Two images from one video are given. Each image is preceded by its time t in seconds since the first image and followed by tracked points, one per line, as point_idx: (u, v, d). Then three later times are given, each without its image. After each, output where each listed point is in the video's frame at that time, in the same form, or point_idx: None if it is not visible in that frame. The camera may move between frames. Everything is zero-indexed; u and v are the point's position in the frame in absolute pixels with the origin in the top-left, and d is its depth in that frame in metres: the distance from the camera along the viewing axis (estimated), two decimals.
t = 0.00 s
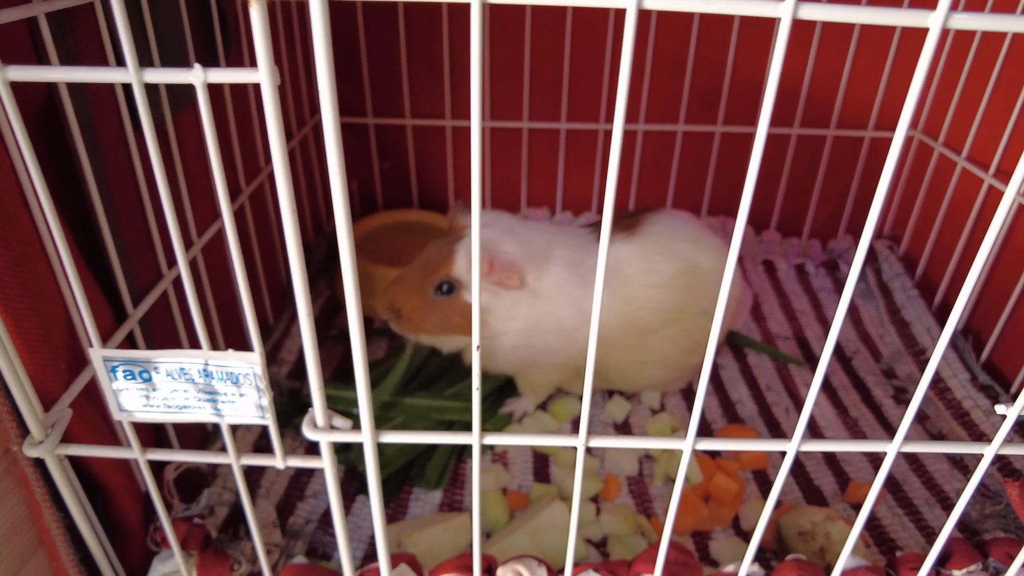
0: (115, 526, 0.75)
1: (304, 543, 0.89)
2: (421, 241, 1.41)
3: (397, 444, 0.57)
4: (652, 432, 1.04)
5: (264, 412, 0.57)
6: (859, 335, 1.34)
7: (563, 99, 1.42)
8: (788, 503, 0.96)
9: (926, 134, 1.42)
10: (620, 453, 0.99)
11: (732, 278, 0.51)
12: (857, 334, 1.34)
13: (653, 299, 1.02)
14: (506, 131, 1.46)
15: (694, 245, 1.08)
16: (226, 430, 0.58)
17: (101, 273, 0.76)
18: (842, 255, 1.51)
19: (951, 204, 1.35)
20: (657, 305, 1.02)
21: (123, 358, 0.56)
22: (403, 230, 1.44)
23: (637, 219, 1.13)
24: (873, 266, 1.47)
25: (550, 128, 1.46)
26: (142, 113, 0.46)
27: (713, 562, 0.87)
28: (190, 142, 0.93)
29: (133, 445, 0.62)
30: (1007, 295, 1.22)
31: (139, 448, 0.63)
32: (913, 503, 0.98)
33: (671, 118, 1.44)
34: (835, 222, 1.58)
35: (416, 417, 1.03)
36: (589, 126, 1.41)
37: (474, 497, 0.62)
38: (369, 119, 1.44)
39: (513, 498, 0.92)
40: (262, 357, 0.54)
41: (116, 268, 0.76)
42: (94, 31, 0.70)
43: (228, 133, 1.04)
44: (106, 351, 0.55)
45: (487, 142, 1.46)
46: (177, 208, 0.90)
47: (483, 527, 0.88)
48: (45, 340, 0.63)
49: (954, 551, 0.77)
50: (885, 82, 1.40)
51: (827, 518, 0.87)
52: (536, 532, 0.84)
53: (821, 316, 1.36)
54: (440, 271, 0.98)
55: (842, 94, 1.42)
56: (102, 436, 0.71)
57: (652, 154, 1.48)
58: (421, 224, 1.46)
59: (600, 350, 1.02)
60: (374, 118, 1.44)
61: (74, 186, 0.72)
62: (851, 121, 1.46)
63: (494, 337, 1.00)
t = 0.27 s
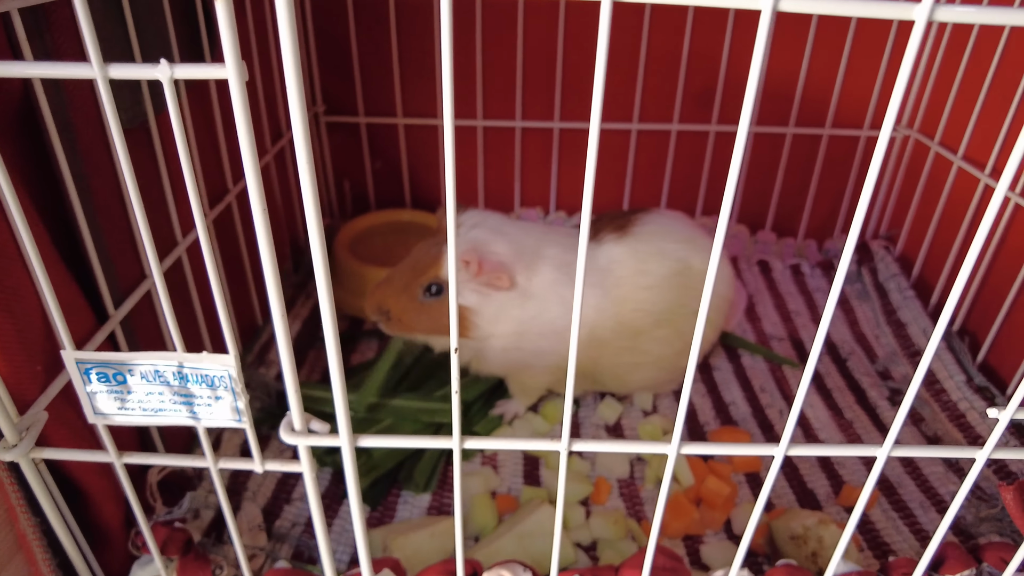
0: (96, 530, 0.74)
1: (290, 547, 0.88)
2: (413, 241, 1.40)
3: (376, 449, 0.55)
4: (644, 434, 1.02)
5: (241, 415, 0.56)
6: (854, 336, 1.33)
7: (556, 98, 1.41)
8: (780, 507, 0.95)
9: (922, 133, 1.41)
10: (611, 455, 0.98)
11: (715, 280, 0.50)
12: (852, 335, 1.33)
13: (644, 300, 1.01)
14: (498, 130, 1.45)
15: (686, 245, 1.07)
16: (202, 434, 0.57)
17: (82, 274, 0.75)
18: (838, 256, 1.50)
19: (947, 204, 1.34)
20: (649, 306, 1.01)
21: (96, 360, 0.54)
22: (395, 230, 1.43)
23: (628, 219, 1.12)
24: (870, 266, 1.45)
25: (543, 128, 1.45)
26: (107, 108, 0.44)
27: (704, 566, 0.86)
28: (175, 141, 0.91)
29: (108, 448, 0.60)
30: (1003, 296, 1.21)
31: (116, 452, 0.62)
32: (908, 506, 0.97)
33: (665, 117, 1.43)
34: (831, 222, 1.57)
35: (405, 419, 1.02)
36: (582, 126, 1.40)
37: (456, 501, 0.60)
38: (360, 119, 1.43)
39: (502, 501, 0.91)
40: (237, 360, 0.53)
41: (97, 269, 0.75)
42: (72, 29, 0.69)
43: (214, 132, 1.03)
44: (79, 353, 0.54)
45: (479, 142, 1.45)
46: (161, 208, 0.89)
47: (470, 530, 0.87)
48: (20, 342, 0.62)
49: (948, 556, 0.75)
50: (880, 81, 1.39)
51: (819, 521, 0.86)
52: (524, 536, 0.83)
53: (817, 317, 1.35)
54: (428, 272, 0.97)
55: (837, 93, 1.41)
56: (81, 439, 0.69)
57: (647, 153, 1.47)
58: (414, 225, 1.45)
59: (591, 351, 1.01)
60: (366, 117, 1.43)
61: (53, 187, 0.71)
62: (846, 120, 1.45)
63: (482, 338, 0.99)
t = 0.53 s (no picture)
0: (83, 527, 0.73)
1: (281, 544, 0.87)
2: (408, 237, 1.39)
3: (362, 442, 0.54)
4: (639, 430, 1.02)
5: (226, 408, 0.55)
6: (851, 332, 1.32)
7: (552, 94, 1.40)
8: (776, 503, 0.94)
9: (920, 130, 1.40)
10: (606, 452, 0.97)
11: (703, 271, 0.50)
12: (849, 331, 1.32)
13: (638, 296, 1.00)
14: (494, 126, 1.44)
15: (681, 241, 1.06)
16: (187, 427, 0.56)
17: (69, 268, 0.74)
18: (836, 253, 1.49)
19: (944, 200, 1.33)
20: (643, 303, 1.00)
21: (79, 352, 0.54)
22: (390, 227, 1.42)
23: (622, 214, 1.11)
24: (867, 263, 1.44)
25: (539, 124, 1.44)
26: (85, 96, 0.44)
27: (698, 563, 0.85)
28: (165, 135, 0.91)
29: (93, 443, 0.60)
30: (1001, 292, 1.20)
31: (101, 446, 0.61)
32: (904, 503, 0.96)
33: (661, 113, 1.43)
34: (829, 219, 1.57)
35: (399, 415, 1.01)
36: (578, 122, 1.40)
37: (445, 496, 0.60)
38: (355, 115, 1.43)
39: (494, 498, 0.90)
40: (221, 351, 0.52)
41: (84, 262, 0.74)
42: (59, 19, 0.68)
43: (206, 127, 1.02)
44: (61, 345, 0.53)
45: (475, 138, 1.45)
46: (151, 202, 0.88)
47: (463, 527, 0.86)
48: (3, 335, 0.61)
49: (944, 552, 0.74)
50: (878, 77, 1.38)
51: (815, 518, 0.85)
52: (517, 533, 0.82)
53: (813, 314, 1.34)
54: (420, 267, 0.97)
55: (834, 89, 1.40)
56: (67, 434, 0.69)
57: (643, 149, 1.47)
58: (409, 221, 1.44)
59: (585, 348, 1.00)
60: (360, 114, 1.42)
61: (38, 180, 0.70)
62: (843, 117, 1.44)
63: (475, 334, 0.98)
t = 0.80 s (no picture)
0: (75, 504, 0.73)
1: (275, 525, 0.87)
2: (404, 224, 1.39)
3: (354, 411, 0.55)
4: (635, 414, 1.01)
5: (217, 377, 0.55)
6: (848, 319, 1.31)
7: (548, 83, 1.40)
8: (772, 486, 0.94)
9: (917, 117, 1.40)
10: (601, 434, 0.97)
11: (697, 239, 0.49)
12: (846, 318, 1.32)
13: (633, 280, 1.00)
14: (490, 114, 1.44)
15: (676, 225, 1.06)
16: (178, 397, 0.56)
17: (61, 244, 0.74)
18: (832, 241, 1.48)
19: (941, 187, 1.33)
20: (638, 286, 1.00)
21: (69, 321, 0.53)
22: (386, 215, 1.42)
23: (619, 199, 1.10)
24: (864, 251, 1.44)
25: (535, 112, 1.44)
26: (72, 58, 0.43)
27: (693, 544, 0.84)
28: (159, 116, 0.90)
29: (84, 415, 0.59)
30: (998, 277, 1.19)
31: (91, 418, 0.61)
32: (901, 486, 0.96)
33: (658, 101, 1.42)
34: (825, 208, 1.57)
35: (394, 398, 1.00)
36: (575, 110, 1.39)
37: (437, 468, 0.59)
38: (351, 103, 1.42)
39: (490, 479, 0.90)
40: (212, 319, 0.52)
41: (77, 239, 0.74)
42: None
43: (200, 109, 1.02)
44: (51, 314, 0.53)
45: (471, 126, 1.44)
46: (145, 183, 0.88)
47: (458, 508, 0.86)
48: None
49: (940, 529, 0.75)
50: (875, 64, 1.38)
51: (811, 498, 0.85)
52: (512, 513, 0.82)
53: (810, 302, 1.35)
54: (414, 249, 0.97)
55: (831, 77, 1.40)
56: (59, 409, 0.68)
57: (639, 138, 1.46)
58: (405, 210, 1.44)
59: (580, 332, 1.00)
60: (356, 102, 1.42)
61: (30, 156, 0.69)
62: (841, 105, 1.44)
63: (470, 316, 0.98)
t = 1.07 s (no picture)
0: (90, 484, 0.75)
1: (283, 508, 0.88)
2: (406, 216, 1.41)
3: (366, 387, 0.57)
4: (635, 400, 1.02)
5: (232, 356, 0.57)
6: (845, 311, 1.33)
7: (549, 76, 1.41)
8: (769, 470, 0.96)
9: (913, 110, 1.41)
10: (602, 420, 0.99)
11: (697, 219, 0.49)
12: (843, 310, 1.33)
13: (633, 269, 1.02)
14: (492, 108, 1.45)
15: (675, 215, 1.08)
16: (194, 376, 0.58)
17: (76, 232, 0.76)
18: (830, 233, 1.50)
19: (937, 179, 1.34)
20: (638, 275, 1.02)
21: (90, 302, 0.55)
22: (389, 208, 1.44)
23: (619, 189, 1.12)
24: (861, 243, 1.46)
25: (536, 106, 1.45)
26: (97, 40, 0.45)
27: (693, 525, 0.87)
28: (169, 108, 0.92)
29: (102, 394, 0.61)
30: (992, 268, 1.21)
31: (109, 398, 0.63)
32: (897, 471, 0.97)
33: (658, 94, 1.44)
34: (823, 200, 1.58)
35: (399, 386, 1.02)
36: (576, 103, 1.41)
37: (444, 453, 0.62)
38: (355, 97, 1.44)
39: (494, 463, 0.92)
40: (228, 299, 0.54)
41: (92, 227, 0.76)
42: None
43: (208, 102, 1.04)
44: (73, 296, 0.55)
45: (473, 119, 1.46)
46: (155, 174, 0.90)
47: (463, 491, 0.88)
48: (13, 291, 0.63)
49: (931, 509, 0.77)
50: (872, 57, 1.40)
51: (807, 481, 0.87)
52: (515, 494, 0.85)
53: (808, 293, 1.37)
54: (419, 237, 0.99)
55: (829, 70, 1.42)
56: (75, 390, 0.70)
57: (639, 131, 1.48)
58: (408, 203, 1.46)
59: (581, 320, 1.02)
60: (360, 96, 1.44)
61: (47, 145, 0.71)
62: (838, 98, 1.46)
63: (473, 304, 1.00)
